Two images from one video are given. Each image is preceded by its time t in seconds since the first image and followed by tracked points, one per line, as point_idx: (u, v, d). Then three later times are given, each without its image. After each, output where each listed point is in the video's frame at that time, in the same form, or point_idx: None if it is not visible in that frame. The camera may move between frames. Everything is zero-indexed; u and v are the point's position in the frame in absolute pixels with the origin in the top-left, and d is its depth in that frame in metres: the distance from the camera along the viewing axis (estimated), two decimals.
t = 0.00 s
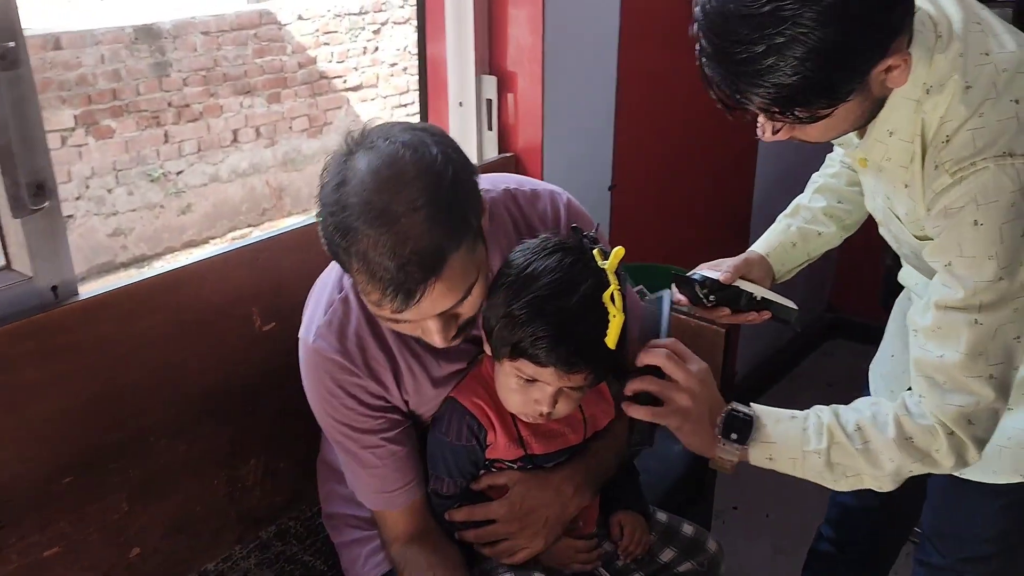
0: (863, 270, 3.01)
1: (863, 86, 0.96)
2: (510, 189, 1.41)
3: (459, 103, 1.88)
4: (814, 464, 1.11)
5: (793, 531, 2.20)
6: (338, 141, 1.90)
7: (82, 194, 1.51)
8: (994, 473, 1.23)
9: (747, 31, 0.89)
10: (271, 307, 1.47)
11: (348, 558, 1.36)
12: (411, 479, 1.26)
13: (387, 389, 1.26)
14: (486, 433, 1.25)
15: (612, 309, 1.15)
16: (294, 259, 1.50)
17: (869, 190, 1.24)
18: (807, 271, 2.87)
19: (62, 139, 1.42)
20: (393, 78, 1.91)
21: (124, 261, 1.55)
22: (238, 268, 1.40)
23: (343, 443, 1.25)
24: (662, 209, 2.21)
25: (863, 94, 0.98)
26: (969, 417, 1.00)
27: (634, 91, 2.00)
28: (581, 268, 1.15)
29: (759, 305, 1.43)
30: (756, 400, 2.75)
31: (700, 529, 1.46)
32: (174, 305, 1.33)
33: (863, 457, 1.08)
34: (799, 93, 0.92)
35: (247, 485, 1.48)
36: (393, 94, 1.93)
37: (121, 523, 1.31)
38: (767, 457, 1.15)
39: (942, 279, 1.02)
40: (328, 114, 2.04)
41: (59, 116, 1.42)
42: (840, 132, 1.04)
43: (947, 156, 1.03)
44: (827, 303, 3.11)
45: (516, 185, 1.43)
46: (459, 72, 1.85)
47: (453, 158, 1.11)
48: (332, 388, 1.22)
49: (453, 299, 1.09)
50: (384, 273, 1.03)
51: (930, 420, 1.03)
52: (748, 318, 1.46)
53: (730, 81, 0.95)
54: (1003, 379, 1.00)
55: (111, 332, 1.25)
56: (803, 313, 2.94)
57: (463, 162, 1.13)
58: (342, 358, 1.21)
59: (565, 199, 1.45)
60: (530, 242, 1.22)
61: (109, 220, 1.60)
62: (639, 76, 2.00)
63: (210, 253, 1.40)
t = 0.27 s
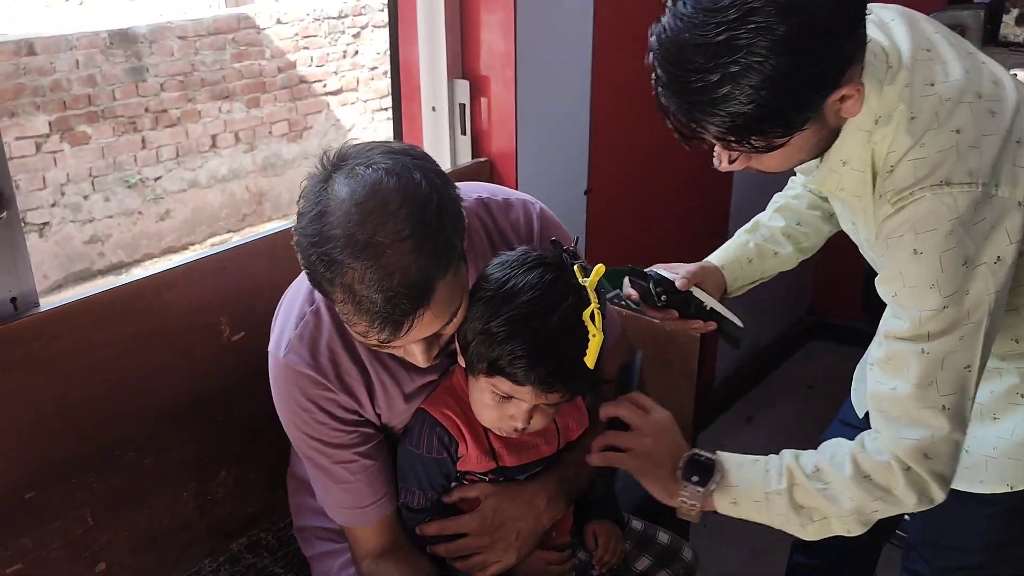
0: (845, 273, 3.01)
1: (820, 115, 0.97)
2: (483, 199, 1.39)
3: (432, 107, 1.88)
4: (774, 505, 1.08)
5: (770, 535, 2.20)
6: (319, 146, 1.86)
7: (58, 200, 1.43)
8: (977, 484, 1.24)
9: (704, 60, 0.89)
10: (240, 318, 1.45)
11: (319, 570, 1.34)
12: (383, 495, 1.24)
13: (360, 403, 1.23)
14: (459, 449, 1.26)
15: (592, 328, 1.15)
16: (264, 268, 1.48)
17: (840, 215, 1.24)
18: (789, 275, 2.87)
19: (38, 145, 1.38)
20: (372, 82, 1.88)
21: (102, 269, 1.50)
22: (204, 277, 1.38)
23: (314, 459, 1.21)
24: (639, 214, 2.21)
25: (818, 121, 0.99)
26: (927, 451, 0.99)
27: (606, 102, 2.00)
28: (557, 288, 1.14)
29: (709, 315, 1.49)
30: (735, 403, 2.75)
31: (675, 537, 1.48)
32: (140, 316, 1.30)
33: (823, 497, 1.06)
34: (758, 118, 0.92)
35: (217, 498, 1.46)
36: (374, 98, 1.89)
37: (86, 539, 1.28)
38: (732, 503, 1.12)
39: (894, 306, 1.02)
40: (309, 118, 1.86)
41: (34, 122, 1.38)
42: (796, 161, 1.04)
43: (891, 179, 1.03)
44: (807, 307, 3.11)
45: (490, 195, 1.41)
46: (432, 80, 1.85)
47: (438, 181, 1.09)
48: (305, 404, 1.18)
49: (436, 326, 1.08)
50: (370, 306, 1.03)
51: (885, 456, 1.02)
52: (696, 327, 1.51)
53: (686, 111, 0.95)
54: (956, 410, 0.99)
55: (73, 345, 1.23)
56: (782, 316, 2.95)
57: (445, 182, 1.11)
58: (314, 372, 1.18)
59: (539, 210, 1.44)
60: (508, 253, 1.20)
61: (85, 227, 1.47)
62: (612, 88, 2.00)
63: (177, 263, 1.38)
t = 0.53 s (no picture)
0: (834, 272, 3.02)
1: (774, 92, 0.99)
2: (470, 199, 1.39)
3: (417, 108, 1.88)
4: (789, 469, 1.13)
5: (759, 534, 2.20)
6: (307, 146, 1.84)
7: (43, 202, 1.44)
8: (954, 477, 1.24)
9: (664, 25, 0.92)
10: (224, 320, 1.44)
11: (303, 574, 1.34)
12: (368, 493, 1.24)
13: (345, 402, 1.24)
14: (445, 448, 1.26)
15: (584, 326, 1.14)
16: (247, 270, 1.47)
17: (817, 212, 1.25)
18: (777, 273, 2.88)
19: (23, 147, 1.40)
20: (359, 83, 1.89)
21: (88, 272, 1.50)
22: (187, 280, 1.37)
23: (299, 457, 1.21)
24: (626, 213, 2.21)
25: (773, 101, 1.00)
26: (938, 426, 1.03)
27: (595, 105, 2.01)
28: (547, 285, 1.16)
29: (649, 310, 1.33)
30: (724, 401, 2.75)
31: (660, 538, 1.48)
32: (122, 318, 1.29)
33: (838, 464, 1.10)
34: (719, 81, 0.94)
35: (201, 501, 1.45)
36: (361, 98, 1.91)
37: (69, 544, 1.27)
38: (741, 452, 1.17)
39: (889, 295, 1.03)
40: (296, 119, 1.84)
41: (18, 124, 1.39)
42: (755, 146, 1.05)
43: (873, 173, 1.04)
44: (795, 306, 3.12)
45: (476, 196, 1.41)
46: (416, 79, 1.86)
47: (429, 175, 1.09)
48: (292, 401, 1.19)
49: (431, 321, 1.08)
50: (367, 302, 1.03)
51: (900, 432, 1.05)
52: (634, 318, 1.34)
53: (648, 76, 0.97)
54: (960, 386, 1.02)
55: (54, 348, 1.22)
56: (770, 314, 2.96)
57: (437, 178, 1.12)
58: (299, 370, 1.19)
59: (527, 211, 1.43)
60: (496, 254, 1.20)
61: (71, 229, 1.48)
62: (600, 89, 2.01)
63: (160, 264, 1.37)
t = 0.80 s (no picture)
0: (828, 270, 3.03)
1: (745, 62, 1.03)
2: (468, 195, 1.41)
3: (412, 106, 1.87)
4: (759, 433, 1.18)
5: (755, 530, 2.21)
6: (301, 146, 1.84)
7: (37, 202, 1.43)
8: (939, 473, 1.25)
9: None
10: (220, 317, 1.44)
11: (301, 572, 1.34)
12: (368, 490, 1.25)
13: (344, 399, 1.24)
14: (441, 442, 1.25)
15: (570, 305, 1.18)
16: (243, 267, 1.48)
17: (800, 202, 1.27)
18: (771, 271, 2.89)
19: (17, 146, 1.40)
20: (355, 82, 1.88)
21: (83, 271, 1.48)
22: (184, 278, 1.38)
23: (298, 454, 1.22)
24: (621, 210, 2.21)
25: (745, 73, 1.05)
26: (906, 403, 1.06)
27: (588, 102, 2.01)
28: (537, 266, 1.18)
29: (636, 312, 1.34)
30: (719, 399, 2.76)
31: (658, 533, 1.49)
32: (118, 315, 1.29)
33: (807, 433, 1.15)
34: (698, 46, 0.99)
35: (198, 498, 1.45)
36: (356, 97, 1.90)
37: (66, 542, 1.27)
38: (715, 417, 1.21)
39: (867, 272, 1.06)
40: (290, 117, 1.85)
41: (12, 123, 1.39)
42: (727, 120, 1.10)
43: (852, 154, 1.07)
44: (789, 304, 3.13)
45: (474, 192, 1.43)
46: (412, 77, 1.85)
47: (433, 169, 1.09)
48: (292, 399, 1.19)
49: (432, 314, 1.09)
50: (367, 292, 1.03)
51: (868, 407, 1.08)
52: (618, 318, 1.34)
53: (625, 32, 1.02)
54: (929, 366, 1.05)
55: (51, 345, 1.22)
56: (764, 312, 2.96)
57: (442, 173, 1.12)
58: (298, 367, 1.19)
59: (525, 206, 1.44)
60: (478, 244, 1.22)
61: (66, 228, 1.47)
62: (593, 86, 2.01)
63: (156, 262, 1.37)
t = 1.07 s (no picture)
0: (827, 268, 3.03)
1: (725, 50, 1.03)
2: (463, 186, 1.40)
3: (413, 103, 1.88)
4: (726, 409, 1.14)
5: (755, 527, 2.21)
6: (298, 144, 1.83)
7: (37, 200, 1.42)
8: (934, 473, 1.25)
9: None
10: (222, 314, 1.44)
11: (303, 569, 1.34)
12: (367, 484, 1.25)
13: (343, 393, 1.24)
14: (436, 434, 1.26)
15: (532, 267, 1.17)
16: (245, 264, 1.48)
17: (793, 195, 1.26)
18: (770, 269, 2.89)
19: (16, 143, 1.39)
20: (354, 78, 1.89)
21: (83, 269, 1.48)
22: (184, 274, 1.38)
23: (297, 448, 1.22)
24: (622, 207, 2.22)
25: (723, 60, 1.05)
26: (876, 391, 1.05)
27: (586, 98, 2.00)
28: (500, 241, 1.19)
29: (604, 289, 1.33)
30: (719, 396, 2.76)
31: (659, 528, 1.48)
32: (120, 312, 1.29)
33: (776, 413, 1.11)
34: (676, 35, 0.99)
35: (199, 495, 1.45)
36: (356, 95, 1.90)
37: (67, 539, 1.27)
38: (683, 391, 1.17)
39: (844, 256, 1.05)
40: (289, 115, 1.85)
41: (11, 120, 1.39)
42: (710, 109, 1.10)
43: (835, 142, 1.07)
44: (788, 301, 3.13)
45: (469, 183, 1.42)
46: (413, 75, 1.86)
47: (429, 162, 1.09)
48: (289, 392, 1.19)
49: (416, 304, 1.08)
50: (355, 277, 1.02)
51: (838, 392, 1.07)
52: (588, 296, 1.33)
53: (614, 26, 1.02)
54: (901, 355, 1.04)
55: (52, 342, 1.22)
56: (764, 310, 2.96)
57: (438, 167, 1.11)
58: (296, 360, 1.19)
59: (520, 197, 1.44)
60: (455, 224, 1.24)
61: (65, 226, 1.47)
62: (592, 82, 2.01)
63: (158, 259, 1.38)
